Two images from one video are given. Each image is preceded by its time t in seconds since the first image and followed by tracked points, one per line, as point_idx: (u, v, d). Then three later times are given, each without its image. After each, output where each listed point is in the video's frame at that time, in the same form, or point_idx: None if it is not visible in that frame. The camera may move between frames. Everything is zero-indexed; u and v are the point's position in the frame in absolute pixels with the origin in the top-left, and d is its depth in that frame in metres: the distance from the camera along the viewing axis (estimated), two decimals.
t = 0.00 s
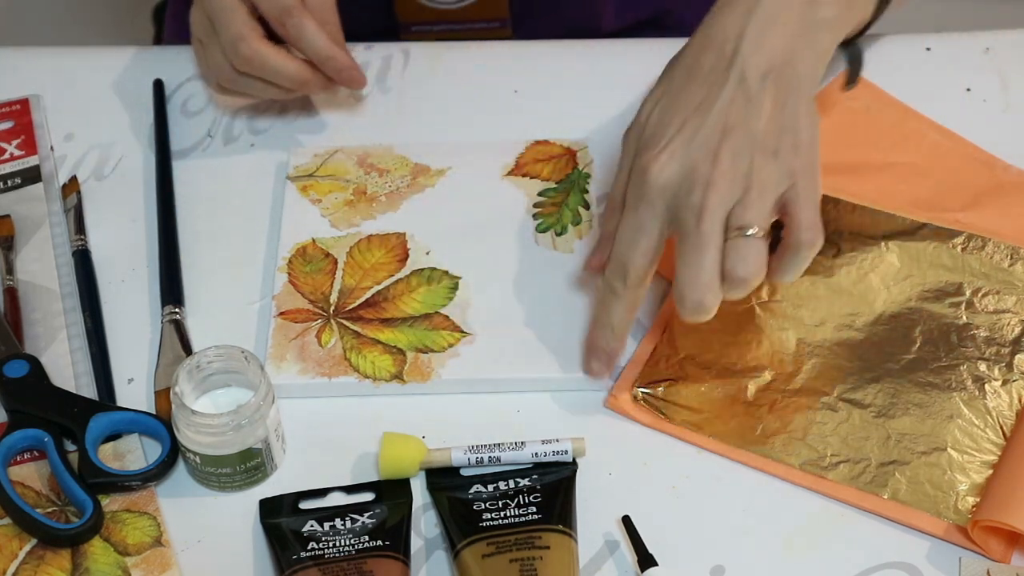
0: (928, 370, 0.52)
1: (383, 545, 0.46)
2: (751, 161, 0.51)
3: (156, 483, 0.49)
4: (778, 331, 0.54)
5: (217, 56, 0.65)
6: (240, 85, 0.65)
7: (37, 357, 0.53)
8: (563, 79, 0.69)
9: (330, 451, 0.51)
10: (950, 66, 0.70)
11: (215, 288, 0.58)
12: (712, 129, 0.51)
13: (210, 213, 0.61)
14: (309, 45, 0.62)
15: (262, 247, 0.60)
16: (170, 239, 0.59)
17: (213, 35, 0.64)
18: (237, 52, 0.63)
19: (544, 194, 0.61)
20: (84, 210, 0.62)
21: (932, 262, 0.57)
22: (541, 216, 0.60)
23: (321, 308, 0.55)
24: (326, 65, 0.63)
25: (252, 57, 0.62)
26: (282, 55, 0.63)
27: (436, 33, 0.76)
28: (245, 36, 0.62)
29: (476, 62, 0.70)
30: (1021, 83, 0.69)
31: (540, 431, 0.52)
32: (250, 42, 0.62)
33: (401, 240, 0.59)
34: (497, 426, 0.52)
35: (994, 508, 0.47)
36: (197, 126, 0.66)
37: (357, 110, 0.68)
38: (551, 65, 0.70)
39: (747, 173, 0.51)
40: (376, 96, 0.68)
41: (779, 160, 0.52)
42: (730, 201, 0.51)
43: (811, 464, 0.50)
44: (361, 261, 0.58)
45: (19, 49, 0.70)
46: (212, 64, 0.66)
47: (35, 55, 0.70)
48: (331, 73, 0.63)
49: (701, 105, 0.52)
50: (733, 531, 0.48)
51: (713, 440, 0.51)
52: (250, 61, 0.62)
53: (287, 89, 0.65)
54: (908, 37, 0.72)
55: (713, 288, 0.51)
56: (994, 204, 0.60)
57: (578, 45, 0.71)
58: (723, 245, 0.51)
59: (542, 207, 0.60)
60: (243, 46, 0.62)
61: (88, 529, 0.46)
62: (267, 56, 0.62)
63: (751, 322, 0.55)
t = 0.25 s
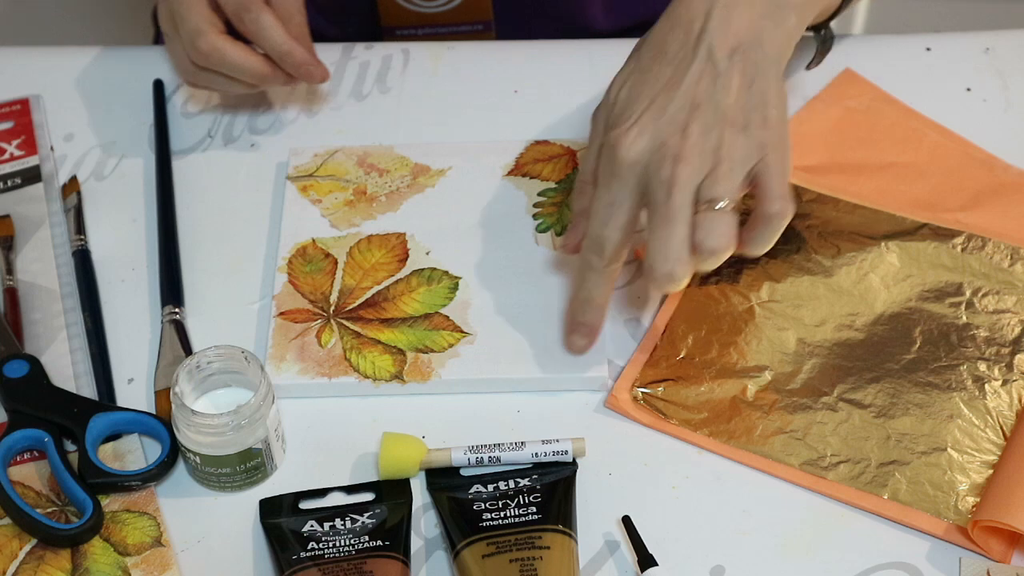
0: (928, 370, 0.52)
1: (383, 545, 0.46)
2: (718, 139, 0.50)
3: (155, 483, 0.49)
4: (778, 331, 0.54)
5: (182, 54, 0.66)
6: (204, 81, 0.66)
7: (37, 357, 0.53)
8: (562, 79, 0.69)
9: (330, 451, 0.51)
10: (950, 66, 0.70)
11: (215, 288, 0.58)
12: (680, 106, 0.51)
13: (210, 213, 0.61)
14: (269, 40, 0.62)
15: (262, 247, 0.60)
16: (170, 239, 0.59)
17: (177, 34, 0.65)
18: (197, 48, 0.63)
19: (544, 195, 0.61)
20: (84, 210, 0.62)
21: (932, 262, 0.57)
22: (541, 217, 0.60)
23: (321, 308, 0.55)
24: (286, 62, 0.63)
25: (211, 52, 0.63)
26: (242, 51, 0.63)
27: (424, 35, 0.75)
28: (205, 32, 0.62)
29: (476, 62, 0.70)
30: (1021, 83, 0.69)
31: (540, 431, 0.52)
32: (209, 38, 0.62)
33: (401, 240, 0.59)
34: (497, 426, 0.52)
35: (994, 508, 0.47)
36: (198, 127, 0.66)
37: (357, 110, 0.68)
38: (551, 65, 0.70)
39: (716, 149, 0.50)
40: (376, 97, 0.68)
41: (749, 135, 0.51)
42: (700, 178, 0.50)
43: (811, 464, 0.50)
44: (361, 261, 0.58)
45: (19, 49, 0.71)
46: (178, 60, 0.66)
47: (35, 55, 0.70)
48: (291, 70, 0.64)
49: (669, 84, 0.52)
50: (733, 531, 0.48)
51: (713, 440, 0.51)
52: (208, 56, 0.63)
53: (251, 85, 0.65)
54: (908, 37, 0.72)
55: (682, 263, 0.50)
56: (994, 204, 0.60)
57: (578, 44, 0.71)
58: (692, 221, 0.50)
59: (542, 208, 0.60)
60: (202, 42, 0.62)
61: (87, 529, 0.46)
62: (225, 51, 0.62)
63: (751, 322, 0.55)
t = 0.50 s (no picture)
0: (928, 370, 0.52)
1: (383, 545, 0.46)
2: (761, 50, 0.56)
3: (155, 483, 0.49)
4: (779, 330, 0.54)
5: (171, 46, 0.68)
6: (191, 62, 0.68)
7: (37, 357, 0.53)
8: (562, 80, 0.69)
9: (330, 452, 0.51)
10: (950, 66, 0.70)
11: (215, 288, 0.58)
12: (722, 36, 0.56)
13: (210, 213, 0.61)
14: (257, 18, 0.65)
15: (262, 247, 0.60)
16: (170, 239, 0.59)
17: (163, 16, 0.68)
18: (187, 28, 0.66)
19: (544, 195, 0.61)
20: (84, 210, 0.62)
21: (932, 262, 0.57)
22: (541, 217, 0.60)
23: (321, 308, 0.55)
24: (272, 36, 0.66)
25: (202, 31, 0.66)
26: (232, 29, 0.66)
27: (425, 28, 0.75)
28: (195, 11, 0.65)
29: (476, 62, 0.71)
30: (1021, 83, 0.69)
31: (540, 431, 0.52)
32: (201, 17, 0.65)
33: (401, 240, 0.59)
34: (497, 426, 0.52)
35: (994, 508, 0.47)
36: (198, 127, 0.66)
37: (356, 110, 0.68)
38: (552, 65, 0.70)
39: (750, 71, 0.55)
40: (376, 97, 0.68)
41: (797, 59, 0.57)
42: (749, 96, 0.55)
43: (811, 464, 0.50)
44: (361, 261, 0.58)
45: (19, 49, 0.70)
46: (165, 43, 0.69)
47: (34, 55, 0.70)
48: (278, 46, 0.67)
49: (709, 21, 0.57)
50: (733, 531, 0.48)
51: (713, 440, 0.51)
52: (198, 35, 0.66)
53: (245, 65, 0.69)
54: (908, 37, 0.72)
55: (736, 173, 0.55)
56: (994, 204, 0.60)
57: (578, 44, 0.71)
58: (748, 144, 0.55)
59: (542, 207, 0.60)
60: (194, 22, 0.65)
61: (87, 529, 0.46)
62: (215, 30, 0.66)
63: (752, 322, 0.55)
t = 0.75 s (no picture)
0: (928, 370, 0.52)
1: (383, 545, 0.46)
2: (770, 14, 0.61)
3: (156, 483, 0.49)
4: (778, 330, 0.54)
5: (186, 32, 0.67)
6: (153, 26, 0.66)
7: (37, 357, 0.53)
8: (562, 80, 0.69)
9: (330, 452, 0.51)
10: (950, 65, 0.70)
11: (215, 288, 0.58)
12: None
13: (210, 213, 0.61)
14: None
15: (262, 247, 0.60)
16: (171, 239, 0.59)
17: None
18: None
19: (544, 194, 0.61)
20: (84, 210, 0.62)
21: (932, 262, 0.57)
22: (541, 217, 0.60)
23: (321, 308, 0.55)
24: None
25: None
26: None
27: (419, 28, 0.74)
28: None
29: (476, 61, 0.70)
30: (1021, 82, 0.69)
31: (540, 432, 0.52)
32: None
33: (401, 239, 0.59)
34: (497, 426, 0.52)
35: (994, 508, 0.47)
36: (198, 127, 0.66)
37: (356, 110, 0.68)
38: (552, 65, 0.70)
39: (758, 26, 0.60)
40: (376, 97, 0.68)
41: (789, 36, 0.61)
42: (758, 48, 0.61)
43: (812, 464, 0.50)
44: (361, 261, 0.58)
45: (19, 49, 0.70)
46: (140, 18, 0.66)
47: (34, 54, 0.70)
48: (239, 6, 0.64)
49: None
50: (733, 531, 0.48)
51: (713, 439, 0.51)
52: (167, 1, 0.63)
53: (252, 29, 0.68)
54: (908, 37, 0.72)
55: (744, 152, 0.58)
56: (994, 204, 0.60)
57: (578, 44, 0.71)
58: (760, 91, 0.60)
59: (542, 207, 0.60)
60: None
61: (88, 529, 0.46)
62: None
63: (752, 321, 0.55)
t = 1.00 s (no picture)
0: (928, 370, 0.52)
1: (383, 545, 0.46)
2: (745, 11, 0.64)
3: (155, 483, 0.49)
4: (778, 330, 0.54)
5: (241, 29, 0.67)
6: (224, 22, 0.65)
7: (37, 357, 0.53)
8: (562, 79, 0.69)
9: (330, 452, 0.51)
10: (950, 66, 0.70)
11: (215, 288, 0.58)
12: None
13: (210, 213, 0.61)
14: None
15: (262, 247, 0.60)
16: (171, 239, 0.59)
17: None
18: None
19: (544, 195, 0.61)
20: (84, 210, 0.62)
21: (932, 262, 0.57)
22: (541, 217, 0.60)
23: (321, 308, 0.55)
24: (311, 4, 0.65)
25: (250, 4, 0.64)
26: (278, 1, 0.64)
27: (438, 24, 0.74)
28: None
29: (476, 61, 0.70)
30: (1021, 83, 0.69)
31: (540, 432, 0.52)
32: None
33: (401, 240, 0.59)
34: (497, 426, 0.52)
35: (994, 508, 0.47)
36: (198, 127, 0.66)
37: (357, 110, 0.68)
38: (552, 65, 0.70)
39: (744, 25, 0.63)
40: (376, 97, 0.68)
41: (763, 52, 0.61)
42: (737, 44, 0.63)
43: (811, 464, 0.50)
44: (361, 261, 0.58)
45: (18, 49, 0.70)
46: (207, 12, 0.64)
47: (33, 54, 0.70)
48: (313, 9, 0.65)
49: None
50: (733, 531, 0.48)
51: (713, 439, 0.51)
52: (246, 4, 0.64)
53: (274, 35, 0.68)
54: (908, 37, 0.72)
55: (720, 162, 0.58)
56: (994, 204, 0.60)
57: (578, 44, 0.71)
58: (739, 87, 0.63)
59: (542, 207, 0.60)
60: None
61: (88, 529, 0.46)
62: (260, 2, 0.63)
63: (752, 321, 0.55)
